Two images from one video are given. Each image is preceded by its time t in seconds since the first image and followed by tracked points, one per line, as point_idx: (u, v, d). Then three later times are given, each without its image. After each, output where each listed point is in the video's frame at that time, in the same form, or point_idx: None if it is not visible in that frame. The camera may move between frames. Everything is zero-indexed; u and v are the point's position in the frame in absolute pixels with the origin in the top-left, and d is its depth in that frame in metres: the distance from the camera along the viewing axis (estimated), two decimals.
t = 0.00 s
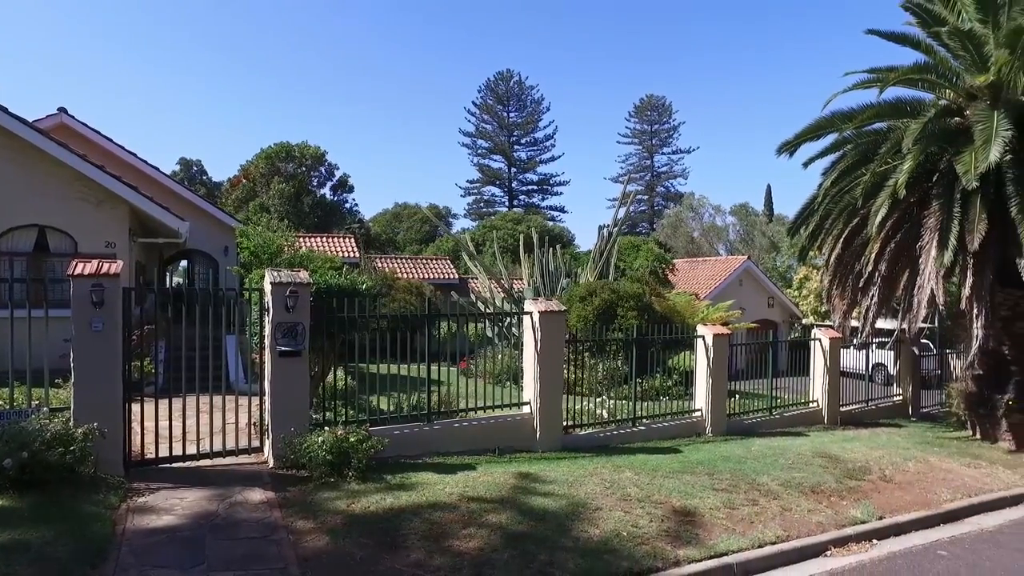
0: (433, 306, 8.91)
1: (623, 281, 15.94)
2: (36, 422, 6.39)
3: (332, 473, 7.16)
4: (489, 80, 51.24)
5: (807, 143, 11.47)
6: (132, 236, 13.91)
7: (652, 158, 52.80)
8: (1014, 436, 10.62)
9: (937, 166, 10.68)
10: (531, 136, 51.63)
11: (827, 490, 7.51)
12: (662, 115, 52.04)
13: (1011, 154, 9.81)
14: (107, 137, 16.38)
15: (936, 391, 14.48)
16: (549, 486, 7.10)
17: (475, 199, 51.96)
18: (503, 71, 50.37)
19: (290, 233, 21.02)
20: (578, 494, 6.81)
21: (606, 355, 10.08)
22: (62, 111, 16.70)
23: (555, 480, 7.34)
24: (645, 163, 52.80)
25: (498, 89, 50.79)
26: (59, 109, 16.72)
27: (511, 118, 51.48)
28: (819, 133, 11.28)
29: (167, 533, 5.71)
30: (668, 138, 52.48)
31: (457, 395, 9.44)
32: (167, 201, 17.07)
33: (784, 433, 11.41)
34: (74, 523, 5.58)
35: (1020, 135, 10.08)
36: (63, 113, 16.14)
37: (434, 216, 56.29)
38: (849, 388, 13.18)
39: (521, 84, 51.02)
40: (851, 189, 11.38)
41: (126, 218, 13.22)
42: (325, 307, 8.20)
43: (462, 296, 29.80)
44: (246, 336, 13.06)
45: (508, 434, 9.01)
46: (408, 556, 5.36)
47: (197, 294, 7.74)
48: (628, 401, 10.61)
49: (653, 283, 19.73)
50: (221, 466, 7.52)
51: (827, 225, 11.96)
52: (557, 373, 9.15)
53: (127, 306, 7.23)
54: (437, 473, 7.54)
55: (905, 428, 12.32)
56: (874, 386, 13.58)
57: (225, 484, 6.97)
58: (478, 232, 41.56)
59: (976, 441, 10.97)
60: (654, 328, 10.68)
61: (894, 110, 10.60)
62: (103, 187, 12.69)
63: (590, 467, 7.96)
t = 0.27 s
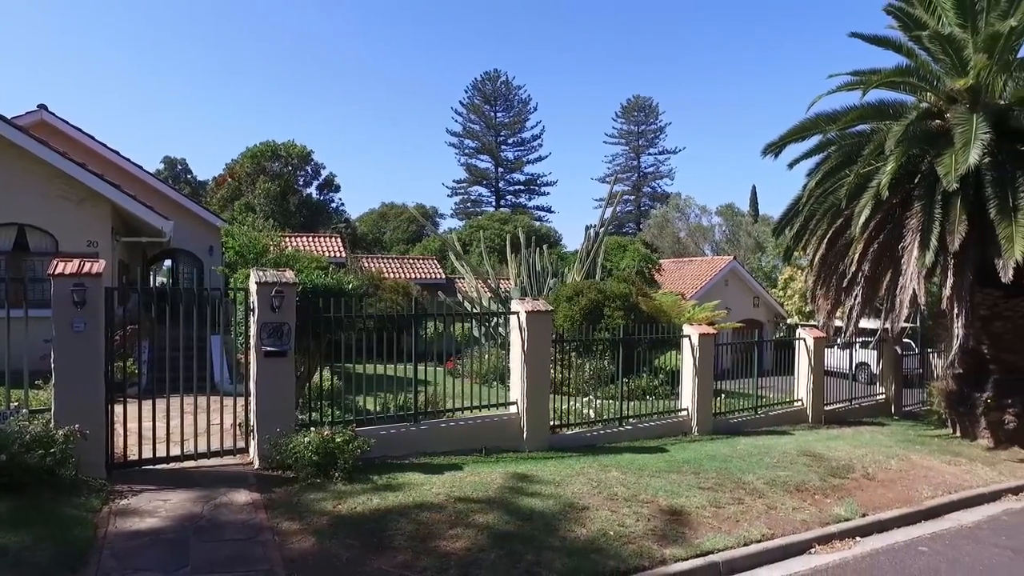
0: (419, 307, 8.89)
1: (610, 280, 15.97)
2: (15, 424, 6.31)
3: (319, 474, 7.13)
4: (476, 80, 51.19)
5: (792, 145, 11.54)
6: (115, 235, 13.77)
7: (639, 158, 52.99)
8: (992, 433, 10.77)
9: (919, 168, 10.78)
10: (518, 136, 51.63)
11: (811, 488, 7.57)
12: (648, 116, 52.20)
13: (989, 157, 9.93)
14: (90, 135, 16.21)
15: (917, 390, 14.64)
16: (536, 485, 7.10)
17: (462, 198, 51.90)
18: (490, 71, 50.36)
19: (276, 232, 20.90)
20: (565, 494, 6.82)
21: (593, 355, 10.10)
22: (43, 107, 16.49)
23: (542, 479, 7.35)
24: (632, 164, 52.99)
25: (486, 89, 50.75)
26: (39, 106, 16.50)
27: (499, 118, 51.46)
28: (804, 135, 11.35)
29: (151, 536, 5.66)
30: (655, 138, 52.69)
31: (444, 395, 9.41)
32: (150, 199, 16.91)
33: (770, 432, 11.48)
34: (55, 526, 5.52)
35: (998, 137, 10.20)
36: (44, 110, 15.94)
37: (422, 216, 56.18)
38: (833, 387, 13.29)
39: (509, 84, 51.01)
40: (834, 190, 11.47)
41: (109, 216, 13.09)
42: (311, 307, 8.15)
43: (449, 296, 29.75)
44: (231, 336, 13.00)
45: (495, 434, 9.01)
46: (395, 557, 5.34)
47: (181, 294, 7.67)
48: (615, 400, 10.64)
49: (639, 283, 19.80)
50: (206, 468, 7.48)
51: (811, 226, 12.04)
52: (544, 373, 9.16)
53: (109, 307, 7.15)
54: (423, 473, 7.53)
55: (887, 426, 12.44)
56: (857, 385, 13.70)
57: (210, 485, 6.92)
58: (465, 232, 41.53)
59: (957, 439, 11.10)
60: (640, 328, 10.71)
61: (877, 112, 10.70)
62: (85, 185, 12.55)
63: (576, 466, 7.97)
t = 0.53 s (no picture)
0: (405, 307, 8.86)
1: (595, 280, 16.01)
2: None
3: (303, 475, 7.09)
4: (462, 80, 51.14)
5: (775, 147, 11.63)
6: (96, 234, 13.63)
7: (624, 159, 53.17)
8: (969, 431, 11.03)
9: (899, 169, 10.90)
10: (504, 136, 51.63)
11: (794, 486, 7.63)
12: (634, 116, 52.38)
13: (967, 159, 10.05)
14: (70, 133, 16.00)
15: (898, 389, 14.80)
16: (521, 485, 7.11)
17: (448, 198, 51.84)
18: (476, 71, 50.32)
19: (260, 232, 20.76)
20: (550, 493, 6.83)
21: (578, 355, 10.12)
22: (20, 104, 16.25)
23: (528, 479, 7.35)
24: (618, 164, 53.16)
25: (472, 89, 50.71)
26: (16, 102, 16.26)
27: (484, 118, 51.42)
28: (786, 137, 11.44)
29: (132, 539, 5.61)
30: (640, 139, 52.90)
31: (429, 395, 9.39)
32: (131, 198, 16.75)
33: (753, 431, 11.57)
34: (34, 530, 5.45)
35: (976, 140, 10.34)
36: (21, 106, 15.72)
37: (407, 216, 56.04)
38: (816, 387, 13.41)
39: (495, 84, 50.98)
40: (817, 191, 11.57)
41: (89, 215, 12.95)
42: (295, 307, 8.10)
43: (434, 296, 29.68)
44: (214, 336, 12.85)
45: (481, 434, 9.01)
46: (380, 558, 5.33)
47: (164, 294, 7.61)
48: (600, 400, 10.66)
49: (625, 283, 19.88)
50: (189, 469, 7.41)
51: (794, 226, 12.13)
52: (529, 373, 9.17)
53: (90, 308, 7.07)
54: (409, 474, 7.51)
55: (869, 424, 12.57)
56: (839, 384, 13.83)
57: (193, 487, 6.87)
58: (450, 232, 41.46)
59: (938, 438, 11.23)
60: (626, 328, 10.74)
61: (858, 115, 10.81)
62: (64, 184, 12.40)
63: (562, 466, 7.98)
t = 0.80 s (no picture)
0: (390, 307, 8.84)
1: (580, 280, 16.04)
2: None
3: (288, 475, 7.05)
4: (447, 79, 51.06)
5: (759, 147, 11.71)
6: (75, 233, 13.48)
7: (609, 159, 53.32)
8: (947, 428, 11.17)
9: (880, 171, 11.00)
10: (489, 136, 51.61)
11: (777, 484, 7.70)
12: (619, 117, 52.53)
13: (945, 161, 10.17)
14: (46, 130, 15.73)
15: (879, 387, 14.97)
16: (507, 485, 7.10)
17: (433, 198, 51.75)
18: (461, 71, 50.26)
19: (243, 231, 20.62)
20: (535, 493, 6.83)
21: (564, 355, 10.14)
22: None
23: (513, 479, 7.35)
24: (603, 164, 53.30)
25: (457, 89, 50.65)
26: None
27: (469, 118, 51.36)
28: (770, 138, 11.52)
29: (112, 542, 5.54)
30: (625, 140, 53.07)
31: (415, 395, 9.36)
32: (111, 196, 16.58)
33: (737, 430, 11.64)
34: (11, 534, 5.38)
35: (955, 143, 10.47)
36: None
37: (391, 215, 55.89)
38: (799, 386, 13.52)
39: (480, 84, 50.94)
40: (799, 192, 11.65)
41: (69, 213, 12.80)
42: (279, 306, 8.05)
43: (419, 296, 29.61)
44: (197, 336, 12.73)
45: (466, 434, 9.00)
46: (365, 559, 5.30)
47: (145, 293, 7.53)
48: (585, 400, 10.68)
49: (609, 283, 19.95)
50: (171, 471, 7.35)
51: (778, 227, 12.22)
52: (514, 373, 9.17)
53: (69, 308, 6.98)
54: (394, 474, 7.48)
55: (851, 423, 12.69)
56: (822, 383, 13.96)
57: (174, 489, 6.80)
58: (436, 231, 41.39)
59: (918, 436, 11.35)
60: (611, 327, 10.78)
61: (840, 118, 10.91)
62: (43, 181, 12.24)
63: (547, 466, 7.99)
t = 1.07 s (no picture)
0: (376, 307, 8.81)
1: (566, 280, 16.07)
2: None
3: (273, 477, 7.00)
4: (433, 79, 50.95)
5: (744, 148, 11.79)
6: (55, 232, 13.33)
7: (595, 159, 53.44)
8: (928, 426, 11.31)
9: (863, 172, 11.10)
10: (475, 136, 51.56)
11: (762, 482, 7.74)
12: (605, 118, 52.65)
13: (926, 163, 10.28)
14: (23, 126, 15.44)
15: (862, 386, 15.11)
16: (493, 485, 7.10)
17: (419, 198, 51.64)
18: (448, 71, 50.17)
19: (228, 230, 20.47)
20: (522, 493, 6.83)
21: (550, 355, 10.15)
22: None
23: (500, 479, 7.35)
24: (589, 165, 53.42)
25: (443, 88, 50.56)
26: None
27: (456, 118, 51.29)
28: (755, 139, 11.60)
29: (94, 546, 5.48)
30: (611, 140, 53.21)
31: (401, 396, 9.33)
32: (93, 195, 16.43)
33: (722, 429, 11.70)
34: None
35: (935, 145, 10.60)
36: None
37: (377, 215, 55.70)
38: (783, 385, 13.61)
39: (467, 84, 50.87)
40: (784, 193, 11.74)
41: (49, 212, 12.66)
42: (264, 307, 8.00)
43: (405, 296, 29.53)
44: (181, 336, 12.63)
45: (452, 434, 8.99)
46: (351, 560, 5.28)
47: (128, 293, 7.46)
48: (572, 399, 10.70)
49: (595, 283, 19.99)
50: (154, 473, 7.28)
51: (762, 227, 12.30)
52: (501, 373, 9.17)
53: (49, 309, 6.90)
54: (380, 475, 7.46)
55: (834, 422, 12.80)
56: (806, 382, 14.07)
57: (157, 491, 6.74)
58: (422, 231, 41.30)
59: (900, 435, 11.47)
60: (597, 327, 10.80)
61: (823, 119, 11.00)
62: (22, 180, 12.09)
63: (534, 465, 7.99)
